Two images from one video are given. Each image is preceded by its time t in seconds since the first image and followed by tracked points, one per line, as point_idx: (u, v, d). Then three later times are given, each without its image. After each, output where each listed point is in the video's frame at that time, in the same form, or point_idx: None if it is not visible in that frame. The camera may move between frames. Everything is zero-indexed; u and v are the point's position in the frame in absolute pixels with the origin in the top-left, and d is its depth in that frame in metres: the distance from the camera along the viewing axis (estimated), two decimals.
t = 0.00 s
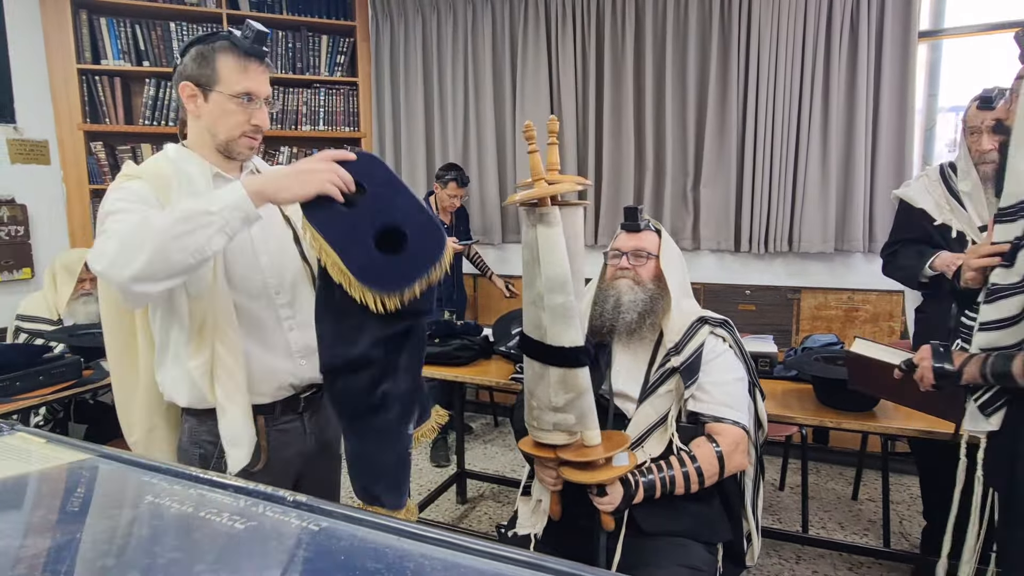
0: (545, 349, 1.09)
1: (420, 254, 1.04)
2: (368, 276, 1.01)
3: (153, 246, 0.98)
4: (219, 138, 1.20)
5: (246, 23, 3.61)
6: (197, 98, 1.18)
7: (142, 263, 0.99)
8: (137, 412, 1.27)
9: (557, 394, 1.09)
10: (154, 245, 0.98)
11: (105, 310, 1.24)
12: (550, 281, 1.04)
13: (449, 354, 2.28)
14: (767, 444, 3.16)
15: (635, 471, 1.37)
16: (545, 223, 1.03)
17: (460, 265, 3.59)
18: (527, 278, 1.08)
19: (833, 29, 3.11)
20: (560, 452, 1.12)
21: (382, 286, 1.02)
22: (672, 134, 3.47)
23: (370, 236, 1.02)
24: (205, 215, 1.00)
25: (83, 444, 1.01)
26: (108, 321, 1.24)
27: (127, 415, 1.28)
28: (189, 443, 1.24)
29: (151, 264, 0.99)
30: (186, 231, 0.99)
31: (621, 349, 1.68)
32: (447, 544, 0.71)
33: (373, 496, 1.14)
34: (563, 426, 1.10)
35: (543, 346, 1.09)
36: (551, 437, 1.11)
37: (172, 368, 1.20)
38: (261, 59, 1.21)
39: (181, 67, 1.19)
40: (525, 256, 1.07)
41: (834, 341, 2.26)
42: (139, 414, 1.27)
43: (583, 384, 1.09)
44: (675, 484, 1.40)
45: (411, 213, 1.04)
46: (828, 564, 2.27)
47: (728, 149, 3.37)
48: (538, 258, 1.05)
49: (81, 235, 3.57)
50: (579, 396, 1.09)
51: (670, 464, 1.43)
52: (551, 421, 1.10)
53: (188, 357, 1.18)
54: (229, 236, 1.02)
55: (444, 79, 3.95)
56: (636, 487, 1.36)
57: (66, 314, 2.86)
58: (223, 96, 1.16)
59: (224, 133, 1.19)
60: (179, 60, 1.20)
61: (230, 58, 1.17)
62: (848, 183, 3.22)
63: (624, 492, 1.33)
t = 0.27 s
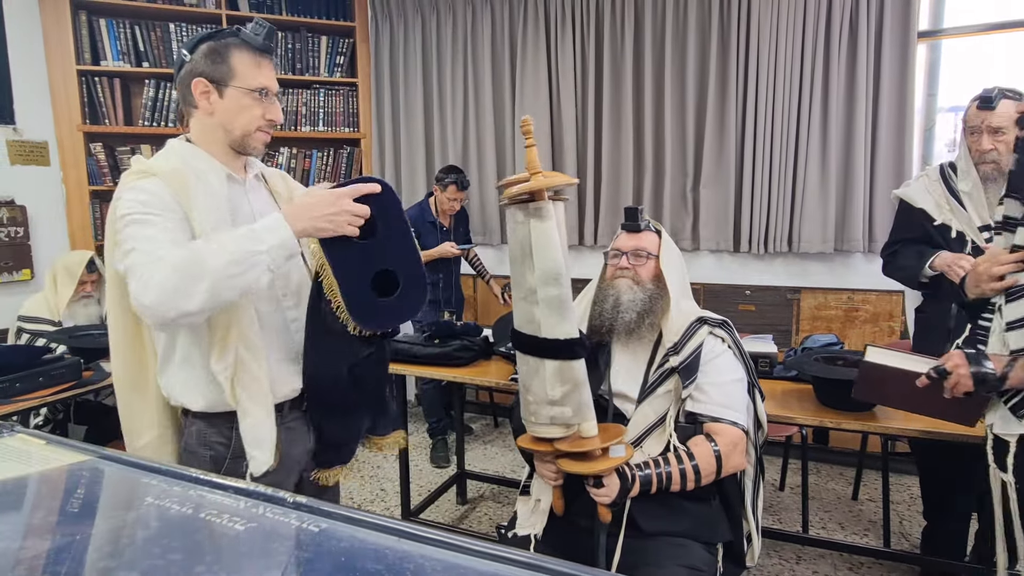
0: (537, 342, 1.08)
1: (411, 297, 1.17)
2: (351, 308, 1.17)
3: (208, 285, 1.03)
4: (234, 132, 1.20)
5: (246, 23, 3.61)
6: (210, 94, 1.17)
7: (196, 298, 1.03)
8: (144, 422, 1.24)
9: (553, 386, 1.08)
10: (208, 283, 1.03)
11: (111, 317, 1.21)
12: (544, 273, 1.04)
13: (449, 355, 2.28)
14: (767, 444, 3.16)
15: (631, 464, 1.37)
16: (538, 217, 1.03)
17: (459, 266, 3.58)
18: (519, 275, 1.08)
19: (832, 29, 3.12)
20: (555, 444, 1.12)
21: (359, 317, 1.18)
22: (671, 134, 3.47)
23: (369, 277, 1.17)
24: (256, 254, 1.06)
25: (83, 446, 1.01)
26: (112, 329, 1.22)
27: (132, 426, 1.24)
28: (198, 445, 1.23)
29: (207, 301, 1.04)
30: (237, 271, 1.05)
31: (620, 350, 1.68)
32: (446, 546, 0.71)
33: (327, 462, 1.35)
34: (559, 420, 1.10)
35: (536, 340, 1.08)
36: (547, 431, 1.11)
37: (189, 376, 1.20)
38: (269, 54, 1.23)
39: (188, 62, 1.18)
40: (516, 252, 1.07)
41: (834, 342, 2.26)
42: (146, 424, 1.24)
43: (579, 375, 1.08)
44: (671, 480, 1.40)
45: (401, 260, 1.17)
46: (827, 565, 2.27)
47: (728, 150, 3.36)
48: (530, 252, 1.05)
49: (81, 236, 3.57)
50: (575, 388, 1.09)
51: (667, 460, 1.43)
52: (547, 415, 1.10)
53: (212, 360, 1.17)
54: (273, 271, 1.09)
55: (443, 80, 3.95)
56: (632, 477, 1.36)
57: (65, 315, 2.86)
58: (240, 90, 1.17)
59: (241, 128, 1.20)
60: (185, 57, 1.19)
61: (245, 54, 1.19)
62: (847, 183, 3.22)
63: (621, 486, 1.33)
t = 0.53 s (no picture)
0: (531, 344, 1.08)
1: (405, 307, 1.19)
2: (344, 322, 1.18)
3: (230, 312, 1.04)
4: (240, 131, 1.20)
5: (245, 24, 3.61)
6: (216, 92, 1.17)
7: (219, 324, 1.04)
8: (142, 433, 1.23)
9: (550, 387, 1.08)
10: (230, 310, 1.04)
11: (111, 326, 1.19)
12: (536, 276, 1.04)
13: (449, 355, 2.28)
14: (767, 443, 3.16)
15: (629, 463, 1.37)
16: (529, 220, 1.02)
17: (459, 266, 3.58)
18: (510, 279, 1.07)
19: (832, 28, 3.12)
20: (554, 444, 1.12)
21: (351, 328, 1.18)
22: (671, 134, 3.47)
23: (361, 291, 1.17)
24: (276, 282, 1.07)
25: (83, 447, 1.01)
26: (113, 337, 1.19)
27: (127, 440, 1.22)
28: (201, 448, 1.21)
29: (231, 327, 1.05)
30: (257, 296, 1.05)
31: (619, 350, 1.68)
32: (447, 547, 0.71)
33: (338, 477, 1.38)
34: (557, 421, 1.09)
35: (531, 342, 1.08)
36: (546, 432, 1.11)
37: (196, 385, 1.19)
38: (275, 54, 1.23)
39: (194, 60, 1.17)
40: (506, 255, 1.06)
41: (834, 341, 2.26)
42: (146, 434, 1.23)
43: (575, 376, 1.08)
44: (670, 480, 1.40)
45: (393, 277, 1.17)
46: (828, 564, 2.27)
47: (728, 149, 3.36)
48: (521, 255, 1.04)
49: (80, 236, 3.57)
50: (572, 389, 1.08)
51: (666, 459, 1.43)
52: (545, 417, 1.10)
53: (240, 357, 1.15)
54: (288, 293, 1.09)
55: (443, 79, 3.95)
56: (631, 476, 1.36)
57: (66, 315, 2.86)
58: (246, 89, 1.17)
59: (247, 126, 1.19)
60: (190, 55, 1.19)
61: (252, 53, 1.19)
62: (847, 182, 3.21)
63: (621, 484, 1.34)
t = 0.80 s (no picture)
0: (531, 344, 1.08)
1: (388, 221, 1.08)
2: (324, 243, 1.06)
3: (241, 254, 0.99)
4: (240, 131, 1.20)
5: (245, 24, 3.61)
6: (217, 92, 1.17)
7: (230, 271, 1.00)
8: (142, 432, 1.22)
9: (550, 386, 1.08)
10: (242, 254, 0.99)
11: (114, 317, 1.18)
12: (534, 275, 1.04)
13: (449, 355, 2.28)
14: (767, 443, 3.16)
15: (630, 462, 1.38)
16: (527, 218, 1.02)
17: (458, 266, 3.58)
18: (507, 279, 1.07)
19: (831, 28, 3.12)
20: (555, 442, 1.12)
21: (329, 252, 1.06)
22: (671, 134, 3.47)
23: (342, 210, 1.06)
24: (276, 217, 0.99)
25: (83, 447, 1.01)
26: (116, 325, 1.18)
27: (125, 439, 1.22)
28: (197, 448, 1.21)
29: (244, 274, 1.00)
30: (267, 232, 0.99)
31: (619, 350, 1.68)
32: (446, 547, 0.70)
33: (335, 462, 1.29)
34: (559, 419, 1.10)
35: (530, 341, 1.07)
36: (547, 431, 1.11)
37: (201, 377, 1.19)
38: (277, 56, 1.23)
39: (196, 59, 1.17)
40: (502, 256, 1.05)
41: (834, 341, 2.26)
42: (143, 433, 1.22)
43: (575, 373, 1.08)
44: (671, 480, 1.40)
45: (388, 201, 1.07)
46: (828, 564, 2.27)
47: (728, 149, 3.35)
48: (517, 255, 1.04)
49: (80, 237, 3.57)
50: (572, 386, 1.08)
51: (667, 458, 1.43)
52: (545, 416, 1.10)
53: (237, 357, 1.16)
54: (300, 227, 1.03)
55: (442, 80, 3.95)
56: (632, 475, 1.37)
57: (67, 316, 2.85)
58: (246, 89, 1.17)
59: (246, 127, 1.19)
60: (192, 53, 1.18)
61: (255, 54, 1.19)
62: (847, 181, 3.21)
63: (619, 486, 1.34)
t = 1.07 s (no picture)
0: (533, 342, 1.08)
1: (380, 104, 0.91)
2: (314, 129, 0.91)
3: (212, 145, 0.88)
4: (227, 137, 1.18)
5: (244, 25, 3.61)
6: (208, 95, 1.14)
7: (203, 167, 0.89)
8: (145, 425, 1.20)
9: (551, 385, 1.08)
10: (212, 147, 0.88)
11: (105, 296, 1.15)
12: (537, 273, 1.04)
13: (449, 355, 2.28)
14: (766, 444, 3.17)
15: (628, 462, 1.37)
16: (531, 217, 1.02)
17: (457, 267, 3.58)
18: (510, 279, 1.07)
19: (830, 28, 3.12)
20: (553, 442, 1.11)
21: (321, 141, 0.91)
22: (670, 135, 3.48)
23: (333, 91, 0.89)
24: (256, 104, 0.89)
25: (82, 449, 1.01)
26: (108, 306, 1.15)
27: (124, 434, 1.18)
28: (194, 451, 1.22)
29: (222, 171, 0.89)
30: (237, 118, 0.88)
31: (618, 351, 1.68)
32: (444, 548, 0.70)
33: (344, 383, 1.05)
34: (558, 419, 1.09)
35: (531, 340, 1.08)
36: (546, 430, 1.10)
37: (203, 353, 1.17)
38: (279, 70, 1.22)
39: (196, 60, 1.17)
40: (505, 256, 1.06)
41: (833, 341, 2.26)
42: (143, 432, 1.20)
43: (576, 372, 1.08)
44: (669, 480, 1.40)
45: (378, 71, 0.90)
46: (827, 565, 2.27)
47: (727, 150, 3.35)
48: (520, 254, 1.04)
49: (79, 238, 3.57)
50: (573, 385, 1.08)
51: (664, 459, 1.43)
52: (546, 415, 1.09)
53: (228, 342, 1.13)
54: (278, 116, 0.91)
55: (441, 81, 3.95)
56: (630, 476, 1.35)
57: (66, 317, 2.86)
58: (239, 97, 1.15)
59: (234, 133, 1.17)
60: (194, 53, 1.18)
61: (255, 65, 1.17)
62: (845, 182, 3.22)
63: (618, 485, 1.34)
